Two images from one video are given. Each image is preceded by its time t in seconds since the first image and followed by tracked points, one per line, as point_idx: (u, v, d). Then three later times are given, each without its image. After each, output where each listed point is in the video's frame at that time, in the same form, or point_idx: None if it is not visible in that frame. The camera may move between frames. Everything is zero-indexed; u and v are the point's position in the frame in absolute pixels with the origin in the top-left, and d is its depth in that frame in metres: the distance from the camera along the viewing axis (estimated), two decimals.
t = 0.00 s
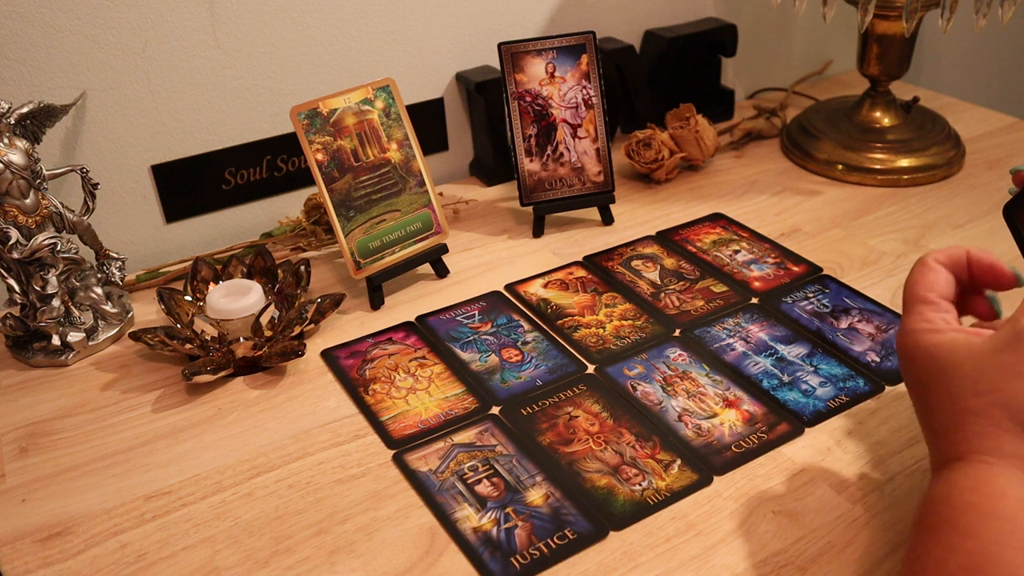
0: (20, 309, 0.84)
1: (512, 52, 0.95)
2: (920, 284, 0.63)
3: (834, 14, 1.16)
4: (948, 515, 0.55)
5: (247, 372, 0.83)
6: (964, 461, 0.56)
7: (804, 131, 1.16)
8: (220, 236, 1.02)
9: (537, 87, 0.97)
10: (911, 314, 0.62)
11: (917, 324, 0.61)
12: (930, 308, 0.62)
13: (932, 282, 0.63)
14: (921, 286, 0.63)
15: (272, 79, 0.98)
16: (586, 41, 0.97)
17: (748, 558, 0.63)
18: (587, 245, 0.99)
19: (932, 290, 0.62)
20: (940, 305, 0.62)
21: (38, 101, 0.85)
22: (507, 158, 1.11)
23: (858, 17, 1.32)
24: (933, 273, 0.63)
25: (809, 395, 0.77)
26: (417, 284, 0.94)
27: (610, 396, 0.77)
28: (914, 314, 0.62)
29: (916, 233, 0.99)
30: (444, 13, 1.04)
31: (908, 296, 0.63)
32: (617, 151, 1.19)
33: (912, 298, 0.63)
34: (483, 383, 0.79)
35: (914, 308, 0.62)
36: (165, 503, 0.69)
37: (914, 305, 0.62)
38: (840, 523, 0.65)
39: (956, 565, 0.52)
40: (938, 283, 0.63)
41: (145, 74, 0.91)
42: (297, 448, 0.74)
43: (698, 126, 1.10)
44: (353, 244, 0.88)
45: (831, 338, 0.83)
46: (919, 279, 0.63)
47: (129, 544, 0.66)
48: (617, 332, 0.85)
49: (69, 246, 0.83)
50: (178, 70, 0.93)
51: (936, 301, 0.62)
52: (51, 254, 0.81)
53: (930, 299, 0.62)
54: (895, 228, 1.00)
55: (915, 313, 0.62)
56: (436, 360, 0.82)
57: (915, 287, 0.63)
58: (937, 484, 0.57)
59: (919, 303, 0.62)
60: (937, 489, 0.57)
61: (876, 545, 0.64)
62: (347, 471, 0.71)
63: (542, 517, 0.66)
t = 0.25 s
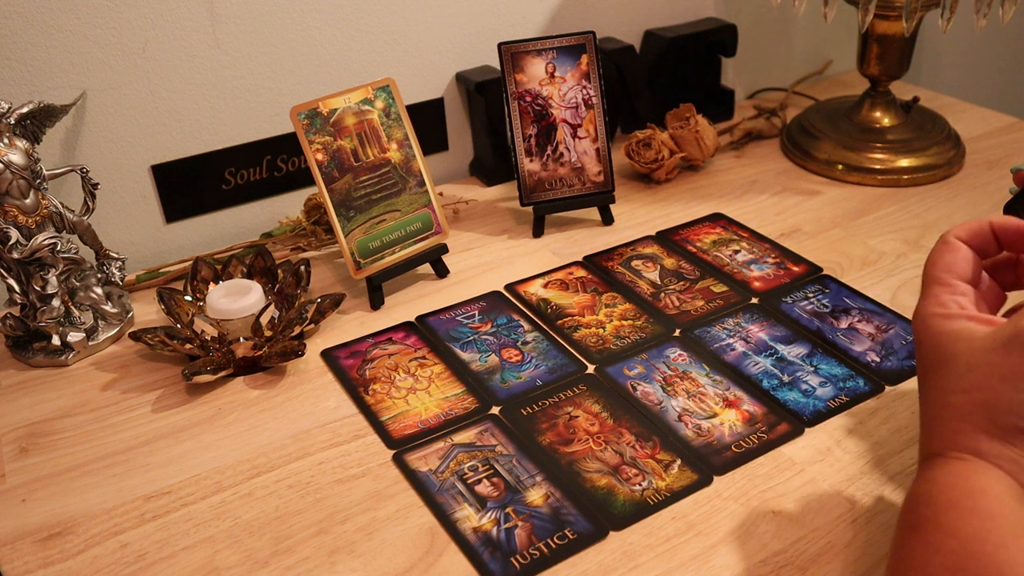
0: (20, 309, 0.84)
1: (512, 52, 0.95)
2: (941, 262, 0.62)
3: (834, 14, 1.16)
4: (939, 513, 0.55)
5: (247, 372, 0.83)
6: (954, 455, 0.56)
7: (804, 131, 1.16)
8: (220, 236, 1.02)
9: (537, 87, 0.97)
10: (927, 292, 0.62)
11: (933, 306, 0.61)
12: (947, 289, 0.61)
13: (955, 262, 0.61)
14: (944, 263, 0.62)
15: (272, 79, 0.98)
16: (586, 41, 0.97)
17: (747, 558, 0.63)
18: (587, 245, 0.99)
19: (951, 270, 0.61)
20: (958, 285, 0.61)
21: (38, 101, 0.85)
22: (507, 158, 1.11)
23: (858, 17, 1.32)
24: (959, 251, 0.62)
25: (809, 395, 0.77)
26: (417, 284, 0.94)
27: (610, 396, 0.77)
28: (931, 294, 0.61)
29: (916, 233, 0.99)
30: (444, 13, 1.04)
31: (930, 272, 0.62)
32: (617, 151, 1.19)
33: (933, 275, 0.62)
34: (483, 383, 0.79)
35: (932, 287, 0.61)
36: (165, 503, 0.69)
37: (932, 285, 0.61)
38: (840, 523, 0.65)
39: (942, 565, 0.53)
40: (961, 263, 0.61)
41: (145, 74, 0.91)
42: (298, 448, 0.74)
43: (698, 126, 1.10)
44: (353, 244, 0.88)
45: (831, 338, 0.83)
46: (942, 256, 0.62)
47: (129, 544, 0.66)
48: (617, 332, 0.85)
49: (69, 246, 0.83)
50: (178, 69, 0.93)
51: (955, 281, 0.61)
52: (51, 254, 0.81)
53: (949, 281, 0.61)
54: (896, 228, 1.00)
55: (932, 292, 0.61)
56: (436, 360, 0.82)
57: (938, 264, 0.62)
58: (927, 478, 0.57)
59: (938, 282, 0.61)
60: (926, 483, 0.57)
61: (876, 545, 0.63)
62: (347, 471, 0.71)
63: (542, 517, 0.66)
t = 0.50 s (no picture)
0: (20, 309, 0.84)
1: (512, 52, 0.95)
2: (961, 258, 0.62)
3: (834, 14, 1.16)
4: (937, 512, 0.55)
5: (247, 372, 0.83)
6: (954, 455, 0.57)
7: (804, 131, 1.16)
8: (220, 236, 1.02)
9: (537, 87, 0.97)
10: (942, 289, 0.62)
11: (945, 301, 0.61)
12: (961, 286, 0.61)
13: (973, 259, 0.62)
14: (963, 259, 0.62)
15: (272, 79, 0.98)
16: (586, 41, 0.97)
17: (747, 558, 0.63)
18: (587, 245, 0.99)
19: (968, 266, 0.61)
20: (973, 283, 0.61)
21: (37, 101, 0.85)
22: (507, 158, 1.11)
23: (858, 17, 1.32)
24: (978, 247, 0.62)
25: (809, 395, 0.77)
26: (417, 284, 0.94)
27: (610, 396, 0.77)
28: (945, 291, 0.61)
29: (916, 233, 0.99)
30: (444, 13, 1.04)
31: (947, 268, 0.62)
32: (617, 151, 1.19)
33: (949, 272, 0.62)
34: (483, 383, 0.79)
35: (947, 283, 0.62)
36: (165, 503, 0.69)
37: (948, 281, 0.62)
38: (840, 523, 0.65)
39: (936, 565, 0.53)
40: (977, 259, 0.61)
41: (145, 74, 0.91)
42: (298, 449, 0.74)
43: (698, 126, 1.10)
44: (353, 244, 0.88)
45: (831, 338, 0.83)
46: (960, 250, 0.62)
47: (129, 544, 0.66)
48: (617, 332, 0.85)
49: (69, 246, 0.83)
50: (178, 69, 0.93)
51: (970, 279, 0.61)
52: (51, 254, 0.81)
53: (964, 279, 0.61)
54: (896, 228, 1.00)
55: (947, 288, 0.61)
56: (436, 360, 0.82)
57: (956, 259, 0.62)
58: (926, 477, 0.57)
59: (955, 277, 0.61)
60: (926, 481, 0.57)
61: (875, 545, 0.63)
62: (347, 471, 0.71)
63: (542, 517, 0.66)
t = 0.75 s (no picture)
0: (20, 309, 0.84)
1: (512, 52, 0.95)
2: None
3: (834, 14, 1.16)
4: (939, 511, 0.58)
5: (246, 372, 0.83)
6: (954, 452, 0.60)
7: (804, 131, 1.16)
8: (220, 236, 1.02)
9: (537, 87, 0.97)
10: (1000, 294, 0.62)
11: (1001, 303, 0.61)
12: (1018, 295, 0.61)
13: None
14: None
15: (272, 79, 0.98)
16: (586, 41, 0.97)
17: (747, 558, 0.63)
18: (587, 245, 0.99)
19: None
20: None
21: (37, 101, 0.85)
22: (507, 158, 1.11)
23: (858, 17, 1.32)
24: None
25: (809, 395, 0.77)
26: (417, 284, 0.94)
27: (610, 396, 0.77)
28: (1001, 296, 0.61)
29: (916, 233, 0.99)
30: (444, 13, 1.04)
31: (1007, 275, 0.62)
32: (617, 151, 1.19)
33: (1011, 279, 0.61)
34: (483, 383, 0.79)
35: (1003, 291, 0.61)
36: (165, 503, 0.69)
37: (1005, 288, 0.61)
38: (840, 523, 0.65)
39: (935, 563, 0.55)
40: None
41: (145, 74, 0.91)
42: (297, 448, 0.74)
43: (698, 126, 1.10)
44: (353, 244, 0.88)
45: (831, 338, 0.83)
46: None
47: (129, 544, 0.66)
48: (617, 332, 0.85)
49: (69, 246, 0.83)
50: (178, 70, 0.93)
51: None
52: (51, 254, 0.81)
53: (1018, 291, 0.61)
54: (896, 228, 1.00)
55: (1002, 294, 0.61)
56: (436, 360, 0.82)
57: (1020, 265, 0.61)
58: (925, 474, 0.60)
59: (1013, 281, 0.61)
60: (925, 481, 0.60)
61: (875, 546, 0.63)
62: (347, 471, 0.71)
63: (542, 517, 0.66)
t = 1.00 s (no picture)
0: (20, 309, 0.84)
1: (512, 52, 0.95)
2: None
3: (834, 14, 1.16)
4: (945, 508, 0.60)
5: (246, 372, 0.83)
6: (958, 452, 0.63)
7: (804, 131, 1.16)
8: (220, 236, 1.02)
9: (537, 87, 0.97)
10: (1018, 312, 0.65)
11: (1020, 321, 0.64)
12: None
13: None
14: None
15: (272, 79, 0.98)
16: (586, 41, 0.97)
17: (748, 558, 0.63)
18: (587, 246, 0.99)
19: None
20: None
21: (37, 101, 0.85)
22: (507, 158, 1.11)
23: (858, 17, 1.32)
24: None
25: (809, 395, 0.77)
26: (417, 284, 0.94)
27: (610, 396, 0.77)
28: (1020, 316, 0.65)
29: (916, 233, 0.99)
30: (444, 13, 1.04)
31: None
32: (617, 151, 1.19)
33: None
34: (483, 383, 0.79)
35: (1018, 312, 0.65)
36: (165, 503, 0.69)
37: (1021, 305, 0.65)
38: (840, 523, 0.65)
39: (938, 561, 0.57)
40: None
41: (145, 74, 0.91)
42: (297, 449, 0.74)
43: (698, 126, 1.10)
44: (353, 244, 0.88)
45: (831, 338, 0.83)
46: None
47: (128, 544, 0.66)
48: (617, 332, 0.85)
49: (69, 246, 0.83)
50: (179, 70, 0.93)
51: None
52: (51, 254, 0.81)
53: None
54: (896, 228, 1.00)
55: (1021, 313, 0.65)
56: (436, 360, 0.82)
57: None
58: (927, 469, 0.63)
59: None
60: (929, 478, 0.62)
61: (875, 546, 0.63)
62: (347, 471, 0.71)
63: (542, 517, 0.66)
